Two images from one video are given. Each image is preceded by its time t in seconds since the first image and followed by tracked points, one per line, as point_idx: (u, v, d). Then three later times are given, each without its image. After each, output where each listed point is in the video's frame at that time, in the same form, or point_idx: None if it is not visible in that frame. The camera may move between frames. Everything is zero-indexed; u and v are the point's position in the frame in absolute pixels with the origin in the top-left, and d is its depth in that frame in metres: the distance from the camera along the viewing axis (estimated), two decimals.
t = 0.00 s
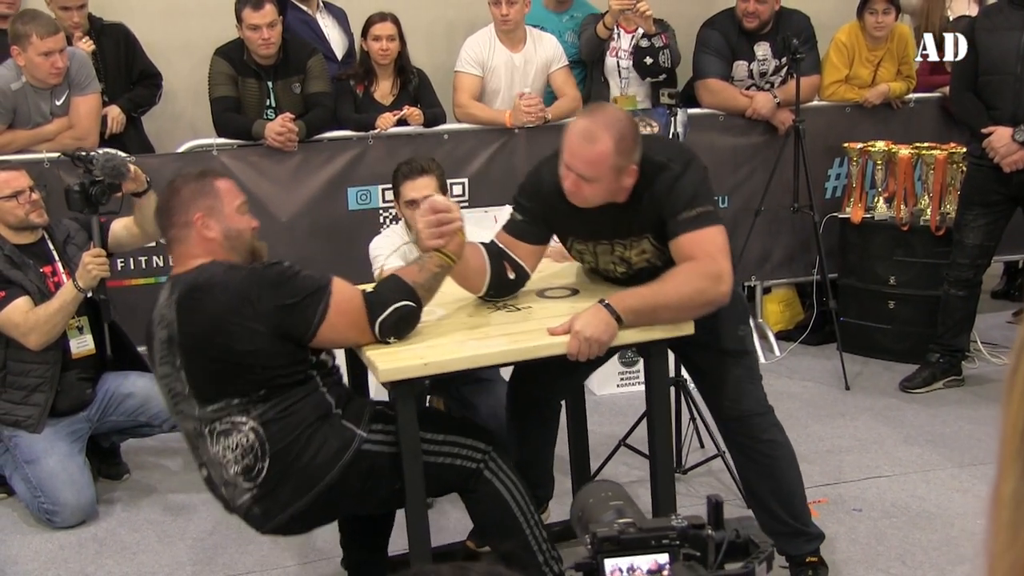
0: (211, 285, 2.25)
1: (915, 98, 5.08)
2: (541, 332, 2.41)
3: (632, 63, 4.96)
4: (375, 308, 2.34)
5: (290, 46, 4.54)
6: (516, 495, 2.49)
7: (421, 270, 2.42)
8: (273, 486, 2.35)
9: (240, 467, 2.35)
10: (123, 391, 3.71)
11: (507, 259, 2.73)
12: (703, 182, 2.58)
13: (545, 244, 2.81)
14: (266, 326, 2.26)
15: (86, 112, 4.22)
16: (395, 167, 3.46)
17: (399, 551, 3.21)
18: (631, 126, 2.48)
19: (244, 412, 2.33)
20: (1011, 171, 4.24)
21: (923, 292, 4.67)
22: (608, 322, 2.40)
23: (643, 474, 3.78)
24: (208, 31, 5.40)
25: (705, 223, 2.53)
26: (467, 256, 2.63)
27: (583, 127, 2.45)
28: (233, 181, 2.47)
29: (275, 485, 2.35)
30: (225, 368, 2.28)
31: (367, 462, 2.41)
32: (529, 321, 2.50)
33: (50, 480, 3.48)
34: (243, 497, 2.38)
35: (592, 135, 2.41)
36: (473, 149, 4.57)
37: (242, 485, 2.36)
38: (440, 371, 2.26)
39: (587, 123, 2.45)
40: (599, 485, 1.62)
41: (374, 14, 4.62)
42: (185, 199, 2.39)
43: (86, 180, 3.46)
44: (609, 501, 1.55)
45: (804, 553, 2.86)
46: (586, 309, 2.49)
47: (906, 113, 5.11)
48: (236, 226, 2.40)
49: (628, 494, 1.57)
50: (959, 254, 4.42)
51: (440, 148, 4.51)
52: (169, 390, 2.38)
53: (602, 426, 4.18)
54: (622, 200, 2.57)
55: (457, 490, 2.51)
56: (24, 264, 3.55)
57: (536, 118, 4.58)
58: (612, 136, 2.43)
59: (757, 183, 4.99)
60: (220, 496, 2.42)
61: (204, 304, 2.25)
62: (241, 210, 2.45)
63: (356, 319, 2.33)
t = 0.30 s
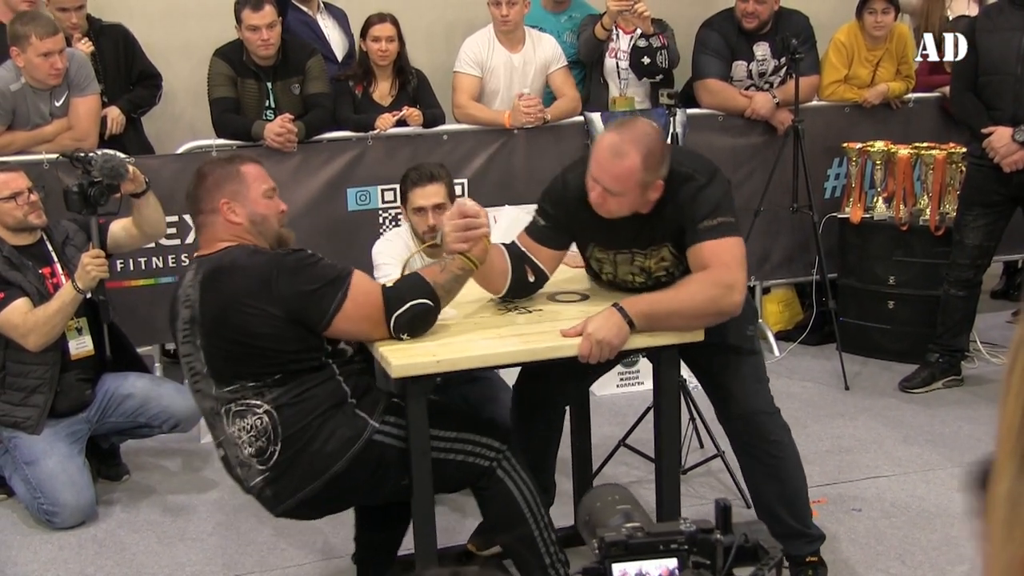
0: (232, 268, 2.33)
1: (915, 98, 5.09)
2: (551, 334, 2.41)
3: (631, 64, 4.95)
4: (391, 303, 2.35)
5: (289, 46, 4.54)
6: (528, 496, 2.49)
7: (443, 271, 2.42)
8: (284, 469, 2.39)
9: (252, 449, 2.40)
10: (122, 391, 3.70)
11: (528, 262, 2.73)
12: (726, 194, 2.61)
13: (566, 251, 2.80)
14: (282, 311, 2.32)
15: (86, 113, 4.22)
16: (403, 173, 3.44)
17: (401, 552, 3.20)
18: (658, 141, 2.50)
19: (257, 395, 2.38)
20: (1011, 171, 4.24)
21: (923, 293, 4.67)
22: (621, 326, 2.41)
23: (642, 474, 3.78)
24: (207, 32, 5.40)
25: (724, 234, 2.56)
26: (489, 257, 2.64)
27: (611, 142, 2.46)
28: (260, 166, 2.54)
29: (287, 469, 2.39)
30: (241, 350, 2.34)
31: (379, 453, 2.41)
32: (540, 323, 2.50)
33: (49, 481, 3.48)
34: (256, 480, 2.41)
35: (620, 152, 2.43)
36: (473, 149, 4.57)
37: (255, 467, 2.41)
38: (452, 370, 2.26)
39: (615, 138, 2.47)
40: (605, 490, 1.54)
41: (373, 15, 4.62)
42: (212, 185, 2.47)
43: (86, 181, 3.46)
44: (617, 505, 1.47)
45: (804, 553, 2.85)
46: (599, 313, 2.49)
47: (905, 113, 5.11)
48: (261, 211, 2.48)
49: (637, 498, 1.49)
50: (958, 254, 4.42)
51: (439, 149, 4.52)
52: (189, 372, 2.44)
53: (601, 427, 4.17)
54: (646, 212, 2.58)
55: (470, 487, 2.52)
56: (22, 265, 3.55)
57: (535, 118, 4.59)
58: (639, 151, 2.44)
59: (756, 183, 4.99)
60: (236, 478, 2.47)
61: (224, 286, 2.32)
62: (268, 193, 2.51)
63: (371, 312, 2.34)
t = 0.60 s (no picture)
0: (233, 266, 2.35)
1: (914, 100, 5.09)
2: (550, 335, 2.41)
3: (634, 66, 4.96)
4: (390, 302, 2.35)
5: (289, 47, 4.54)
6: (535, 495, 2.50)
7: (448, 274, 2.43)
8: (289, 464, 2.42)
9: (259, 443, 2.44)
10: (122, 391, 3.70)
11: (535, 265, 2.73)
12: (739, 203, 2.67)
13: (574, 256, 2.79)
14: (279, 307, 2.32)
15: (85, 113, 4.22)
16: (418, 154, 3.37)
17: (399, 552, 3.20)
18: (682, 163, 2.53)
19: (260, 391, 2.41)
20: (1011, 173, 4.24)
21: (922, 295, 4.67)
22: (620, 328, 2.40)
23: (641, 476, 3.78)
24: (206, 32, 5.40)
25: (734, 241, 2.60)
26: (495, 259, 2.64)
27: (635, 163, 2.49)
28: (261, 165, 2.55)
29: (291, 464, 2.42)
30: (243, 346, 2.36)
31: (382, 448, 2.42)
32: (541, 324, 2.50)
33: (49, 481, 3.48)
34: (266, 473, 2.46)
35: (644, 176, 2.46)
36: (473, 150, 4.57)
37: (263, 461, 2.45)
38: (452, 370, 2.26)
39: (641, 160, 2.50)
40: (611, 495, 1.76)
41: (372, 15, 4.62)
42: (212, 188, 2.49)
43: (86, 180, 3.46)
44: (621, 516, 1.48)
45: (802, 554, 2.84)
46: (600, 313, 2.49)
47: (904, 115, 5.12)
48: (262, 208, 2.48)
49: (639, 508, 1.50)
50: (957, 256, 4.42)
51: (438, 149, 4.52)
52: (201, 367, 2.50)
53: (600, 428, 4.17)
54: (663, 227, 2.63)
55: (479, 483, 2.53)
56: (22, 265, 3.55)
57: (535, 119, 4.58)
58: (662, 174, 2.48)
59: (756, 184, 4.98)
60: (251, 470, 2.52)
61: (225, 284, 2.34)
62: (269, 190, 2.52)
63: (368, 310, 2.34)
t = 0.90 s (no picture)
0: (233, 285, 2.39)
1: (916, 100, 5.09)
2: (552, 334, 2.41)
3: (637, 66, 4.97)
4: (386, 300, 2.35)
5: (291, 48, 4.54)
6: (545, 495, 2.50)
7: (446, 272, 2.42)
8: (300, 478, 2.45)
9: (272, 457, 2.48)
10: (124, 392, 3.71)
11: (536, 265, 2.73)
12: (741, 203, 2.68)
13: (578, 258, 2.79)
14: (277, 322, 2.35)
15: (87, 114, 4.22)
16: (438, 175, 3.43)
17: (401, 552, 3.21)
18: (686, 166, 2.53)
19: (267, 406, 2.44)
20: (1014, 172, 4.24)
21: (925, 294, 4.66)
22: (622, 328, 2.40)
23: (643, 476, 3.78)
24: (208, 33, 5.41)
25: (737, 241, 2.60)
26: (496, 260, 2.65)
27: (639, 169, 2.49)
28: (254, 185, 2.57)
29: (303, 477, 2.44)
30: (247, 363, 2.39)
31: (388, 459, 2.42)
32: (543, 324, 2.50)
33: (52, 481, 3.48)
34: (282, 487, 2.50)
35: (648, 182, 2.46)
36: (475, 151, 4.58)
37: (278, 475, 2.49)
38: (453, 370, 2.25)
39: (645, 165, 2.49)
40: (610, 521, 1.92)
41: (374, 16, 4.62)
42: (208, 211, 2.52)
43: (89, 181, 3.46)
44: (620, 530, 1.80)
45: (805, 554, 2.84)
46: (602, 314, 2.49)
47: (906, 114, 5.12)
48: (258, 227, 2.50)
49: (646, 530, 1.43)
50: (960, 256, 4.42)
51: (440, 150, 4.53)
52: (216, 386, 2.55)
53: (602, 429, 4.17)
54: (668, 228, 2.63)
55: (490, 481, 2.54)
56: (26, 266, 3.56)
57: (536, 119, 4.57)
58: (667, 178, 2.48)
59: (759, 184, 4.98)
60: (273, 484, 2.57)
61: (226, 304, 2.38)
62: (263, 208, 2.54)
63: (364, 313, 2.34)
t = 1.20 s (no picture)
0: (238, 292, 2.39)
1: (916, 103, 5.09)
2: (554, 337, 2.41)
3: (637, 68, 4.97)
4: (386, 301, 2.34)
5: (292, 49, 4.55)
6: (549, 494, 2.51)
7: (447, 274, 2.42)
8: (313, 481, 2.46)
9: (285, 462, 2.48)
10: (125, 393, 3.71)
11: (537, 268, 2.73)
12: (744, 205, 2.67)
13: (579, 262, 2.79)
14: (282, 326, 2.35)
15: (89, 115, 4.23)
16: (454, 165, 3.45)
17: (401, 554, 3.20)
18: (687, 171, 2.53)
19: (277, 411, 2.45)
20: (1014, 176, 4.23)
21: (926, 298, 4.66)
22: (625, 331, 2.40)
23: (643, 478, 3.77)
24: (209, 34, 5.41)
25: (740, 243, 2.60)
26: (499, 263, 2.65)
27: (641, 173, 2.49)
28: (258, 191, 2.57)
29: (316, 480, 2.45)
30: (255, 368, 2.40)
31: (399, 460, 2.42)
32: (545, 327, 2.50)
33: (51, 483, 3.48)
34: (295, 490, 2.51)
35: (650, 186, 2.46)
36: (476, 153, 4.58)
37: (292, 479, 2.50)
38: (455, 372, 2.25)
39: (647, 170, 2.50)
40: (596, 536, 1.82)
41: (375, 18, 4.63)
42: (213, 218, 2.53)
43: (90, 182, 3.46)
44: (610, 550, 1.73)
45: (806, 557, 2.83)
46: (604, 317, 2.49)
47: (907, 117, 5.12)
48: (263, 233, 2.51)
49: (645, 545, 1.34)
50: (960, 259, 4.42)
51: (441, 152, 4.53)
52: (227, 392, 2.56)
53: (603, 430, 4.17)
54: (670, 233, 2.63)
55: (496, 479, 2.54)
56: (27, 268, 3.56)
57: (536, 121, 4.57)
58: (669, 183, 2.48)
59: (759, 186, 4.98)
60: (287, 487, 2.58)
61: (232, 310, 2.39)
62: (268, 215, 2.54)
63: (365, 315, 2.33)
